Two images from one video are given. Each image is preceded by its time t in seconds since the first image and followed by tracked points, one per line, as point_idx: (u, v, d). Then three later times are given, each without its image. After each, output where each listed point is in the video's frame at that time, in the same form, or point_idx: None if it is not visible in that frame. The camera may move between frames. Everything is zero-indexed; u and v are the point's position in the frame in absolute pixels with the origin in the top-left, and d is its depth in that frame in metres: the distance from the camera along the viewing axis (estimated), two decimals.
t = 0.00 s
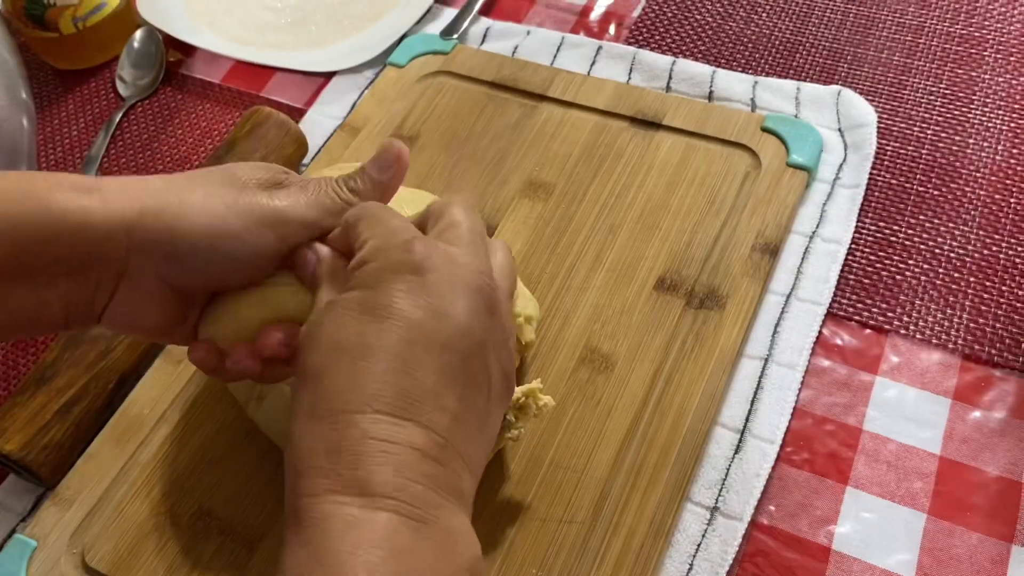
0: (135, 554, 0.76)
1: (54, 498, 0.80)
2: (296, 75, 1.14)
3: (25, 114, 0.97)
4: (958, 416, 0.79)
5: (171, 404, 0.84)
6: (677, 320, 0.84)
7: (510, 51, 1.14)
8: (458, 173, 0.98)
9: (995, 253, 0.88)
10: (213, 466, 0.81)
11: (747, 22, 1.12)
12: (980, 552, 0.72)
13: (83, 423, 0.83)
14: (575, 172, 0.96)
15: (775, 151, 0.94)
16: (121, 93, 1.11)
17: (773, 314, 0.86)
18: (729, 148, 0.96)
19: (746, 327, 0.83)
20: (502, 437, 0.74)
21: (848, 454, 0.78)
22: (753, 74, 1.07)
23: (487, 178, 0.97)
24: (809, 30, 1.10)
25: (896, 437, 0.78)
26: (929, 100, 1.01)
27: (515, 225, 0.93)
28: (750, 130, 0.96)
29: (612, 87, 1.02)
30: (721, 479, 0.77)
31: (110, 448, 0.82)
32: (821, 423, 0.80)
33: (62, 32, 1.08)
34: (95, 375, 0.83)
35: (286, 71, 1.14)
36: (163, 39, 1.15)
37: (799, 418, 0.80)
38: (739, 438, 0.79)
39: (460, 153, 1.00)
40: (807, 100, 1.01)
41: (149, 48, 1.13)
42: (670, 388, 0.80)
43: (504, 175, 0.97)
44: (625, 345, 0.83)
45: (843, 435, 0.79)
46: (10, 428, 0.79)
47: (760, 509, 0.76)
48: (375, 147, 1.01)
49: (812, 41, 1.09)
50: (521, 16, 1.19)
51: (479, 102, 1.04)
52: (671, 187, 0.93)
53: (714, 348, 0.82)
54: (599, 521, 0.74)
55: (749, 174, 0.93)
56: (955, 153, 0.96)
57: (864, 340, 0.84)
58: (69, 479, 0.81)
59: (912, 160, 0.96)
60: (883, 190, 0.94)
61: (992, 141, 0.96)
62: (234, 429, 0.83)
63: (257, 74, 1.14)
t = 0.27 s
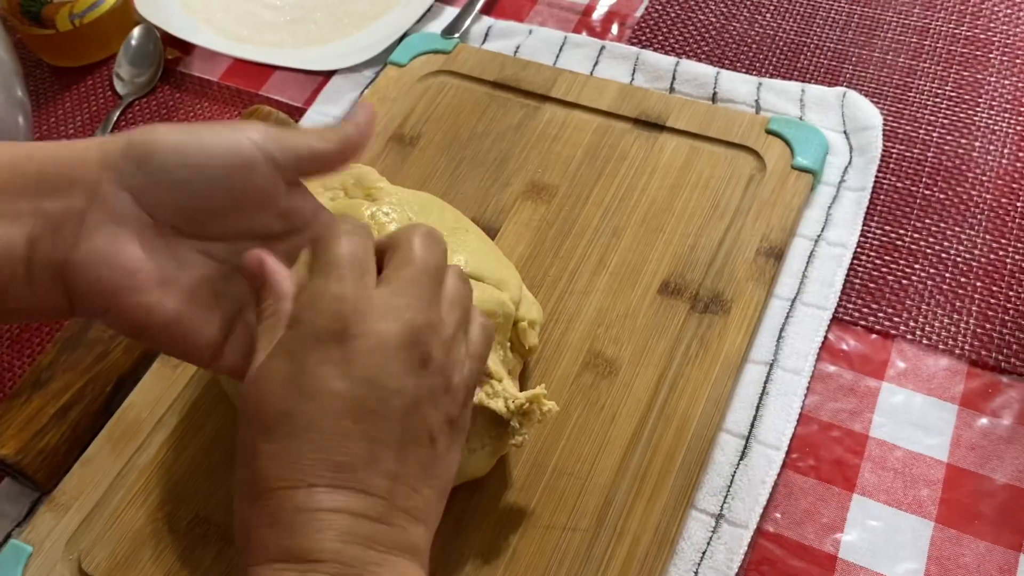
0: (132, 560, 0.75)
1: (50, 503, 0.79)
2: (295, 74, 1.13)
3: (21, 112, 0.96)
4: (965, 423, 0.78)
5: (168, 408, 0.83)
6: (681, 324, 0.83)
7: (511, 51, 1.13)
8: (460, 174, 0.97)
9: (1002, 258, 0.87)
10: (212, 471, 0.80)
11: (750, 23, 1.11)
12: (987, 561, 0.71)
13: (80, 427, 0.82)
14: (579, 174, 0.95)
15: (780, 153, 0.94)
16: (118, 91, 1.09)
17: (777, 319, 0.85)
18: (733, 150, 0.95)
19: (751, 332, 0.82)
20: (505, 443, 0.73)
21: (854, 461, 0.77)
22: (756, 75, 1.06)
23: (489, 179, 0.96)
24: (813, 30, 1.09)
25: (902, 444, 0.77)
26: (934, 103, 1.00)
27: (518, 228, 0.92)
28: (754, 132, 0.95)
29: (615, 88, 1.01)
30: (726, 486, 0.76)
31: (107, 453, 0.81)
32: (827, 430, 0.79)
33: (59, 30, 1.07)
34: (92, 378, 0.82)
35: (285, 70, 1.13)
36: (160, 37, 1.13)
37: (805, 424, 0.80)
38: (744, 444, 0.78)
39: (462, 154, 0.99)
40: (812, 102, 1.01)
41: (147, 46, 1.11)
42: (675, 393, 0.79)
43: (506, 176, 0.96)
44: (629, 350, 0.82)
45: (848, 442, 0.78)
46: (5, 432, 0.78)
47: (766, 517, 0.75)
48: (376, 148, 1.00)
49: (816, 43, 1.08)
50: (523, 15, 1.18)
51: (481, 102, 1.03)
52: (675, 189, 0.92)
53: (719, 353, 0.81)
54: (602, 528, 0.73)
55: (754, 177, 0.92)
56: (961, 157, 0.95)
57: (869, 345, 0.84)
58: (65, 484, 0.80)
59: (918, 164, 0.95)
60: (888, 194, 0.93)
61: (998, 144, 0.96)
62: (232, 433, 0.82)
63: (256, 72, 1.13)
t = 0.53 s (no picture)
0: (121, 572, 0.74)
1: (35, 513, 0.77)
2: (289, 74, 1.11)
3: (9, 112, 0.94)
4: (969, 435, 0.77)
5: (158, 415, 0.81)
6: (682, 333, 0.82)
7: (510, 51, 1.11)
8: (458, 178, 0.96)
9: (1006, 266, 0.86)
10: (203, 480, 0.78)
11: (752, 25, 1.10)
12: None
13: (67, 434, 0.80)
14: (578, 178, 0.94)
15: (782, 159, 0.92)
16: (109, 90, 1.08)
17: (779, 328, 0.84)
18: (734, 155, 0.93)
19: (753, 341, 0.80)
20: (503, 455, 0.72)
21: (857, 473, 0.76)
22: (758, 78, 1.04)
23: (487, 183, 0.95)
24: (815, 33, 1.08)
25: (905, 456, 0.76)
26: (938, 108, 0.99)
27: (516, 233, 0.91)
28: (756, 137, 0.94)
29: (615, 90, 1.00)
30: (727, 499, 0.75)
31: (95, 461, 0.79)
32: (829, 441, 0.78)
33: (50, 27, 1.05)
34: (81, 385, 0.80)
35: (280, 69, 1.11)
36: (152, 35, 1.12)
37: (807, 435, 0.78)
38: (746, 455, 0.77)
39: (459, 158, 0.97)
40: (814, 106, 0.99)
41: (138, 45, 1.10)
42: (676, 403, 0.78)
43: (504, 180, 0.95)
44: (629, 358, 0.81)
45: (852, 454, 0.77)
46: None
47: (768, 530, 0.74)
48: (372, 150, 0.99)
49: (818, 45, 1.07)
50: (521, 15, 1.17)
51: (479, 104, 1.02)
52: (676, 194, 0.91)
53: (720, 362, 0.79)
54: (602, 541, 0.72)
55: (756, 182, 0.91)
56: (965, 163, 0.94)
57: (872, 354, 0.82)
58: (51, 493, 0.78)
59: (921, 169, 0.94)
60: (892, 200, 0.92)
61: (1002, 150, 0.94)
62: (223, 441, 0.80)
63: (250, 72, 1.11)
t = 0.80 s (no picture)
0: (120, 567, 0.73)
1: (34, 507, 0.77)
2: (289, 68, 1.10)
3: (8, 104, 0.93)
4: (970, 434, 0.77)
5: (157, 410, 0.81)
6: (683, 330, 0.81)
7: (511, 47, 1.11)
8: (459, 173, 0.95)
9: (1008, 265, 0.86)
10: (202, 476, 0.78)
11: (754, 23, 1.10)
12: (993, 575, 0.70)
13: (66, 429, 0.79)
14: (579, 174, 0.93)
15: (784, 157, 0.92)
16: (108, 83, 1.07)
17: (781, 326, 0.83)
18: (736, 153, 0.93)
19: (754, 339, 0.80)
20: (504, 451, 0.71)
21: (858, 471, 0.76)
22: (760, 76, 1.04)
23: (488, 179, 0.94)
24: (817, 31, 1.08)
25: (906, 455, 0.76)
26: (940, 107, 0.99)
27: (517, 229, 0.90)
28: (758, 135, 0.93)
29: (617, 87, 1.00)
30: (728, 497, 0.74)
31: (94, 455, 0.79)
32: (830, 439, 0.78)
33: (48, 19, 1.04)
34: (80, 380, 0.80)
35: (280, 63, 1.11)
36: (152, 29, 1.11)
37: (809, 433, 0.78)
38: (746, 454, 0.76)
39: (460, 153, 0.97)
40: (816, 105, 0.99)
41: (138, 38, 1.09)
42: (677, 400, 0.77)
43: (506, 176, 0.94)
44: (630, 356, 0.80)
45: (853, 452, 0.77)
46: None
47: (768, 528, 0.73)
48: (373, 145, 0.98)
49: (820, 44, 1.07)
50: (523, 11, 1.16)
51: (480, 100, 1.01)
52: (677, 192, 0.91)
53: (721, 359, 0.79)
54: (603, 538, 0.71)
55: (758, 180, 0.91)
56: (967, 162, 0.94)
57: (874, 353, 0.82)
58: (50, 488, 0.78)
59: (923, 169, 0.94)
60: (893, 199, 0.92)
61: (1004, 150, 0.94)
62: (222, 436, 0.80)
63: (249, 66, 1.10)
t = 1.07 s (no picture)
0: (122, 560, 0.73)
1: (36, 500, 0.77)
2: (293, 63, 1.10)
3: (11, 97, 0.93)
4: (971, 433, 0.77)
5: (160, 403, 0.81)
6: (685, 327, 0.82)
7: (515, 44, 1.10)
8: (462, 169, 0.95)
9: (1009, 265, 0.86)
10: (205, 470, 0.78)
11: (757, 21, 1.10)
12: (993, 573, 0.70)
13: (68, 422, 0.80)
14: (582, 171, 0.93)
15: (787, 155, 0.92)
16: (111, 77, 1.07)
17: (783, 324, 0.84)
18: (739, 151, 0.93)
19: (757, 337, 0.81)
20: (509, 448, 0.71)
21: (859, 469, 0.76)
22: (763, 74, 1.04)
23: (491, 175, 0.94)
24: (820, 31, 1.08)
25: (907, 453, 0.77)
26: (942, 107, 0.99)
27: (521, 225, 0.90)
28: (761, 133, 0.94)
29: (621, 84, 1.00)
30: (730, 494, 0.75)
31: (97, 448, 0.79)
32: (832, 437, 0.78)
33: (51, 12, 1.04)
34: (82, 374, 0.80)
35: (283, 58, 1.10)
36: (155, 22, 1.10)
37: (810, 431, 0.78)
38: (748, 452, 0.77)
39: (463, 150, 0.97)
40: (819, 103, 0.99)
41: (141, 31, 1.08)
42: (679, 396, 0.78)
43: (509, 172, 0.94)
44: (633, 353, 0.81)
45: (854, 450, 0.77)
46: None
47: (770, 525, 0.74)
48: (376, 141, 0.98)
49: (824, 43, 1.07)
50: (527, 8, 1.16)
51: (483, 96, 1.01)
52: (680, 189, 0.91)
53: (724, 357, 0.79)
54: (605, 534, 0.72)
55: (760, 179, 0.91)
56: (969, 162, 0.94)
57: (875, 352, 0.82)
58: (52, 481, 0.78)
59: (926, 168, 0.94)
60: (895, 198, 0.92)
61: (1006, 150, 0.95)
62: (225, 430, 0.80)
63: (253, 60, 1.10)
